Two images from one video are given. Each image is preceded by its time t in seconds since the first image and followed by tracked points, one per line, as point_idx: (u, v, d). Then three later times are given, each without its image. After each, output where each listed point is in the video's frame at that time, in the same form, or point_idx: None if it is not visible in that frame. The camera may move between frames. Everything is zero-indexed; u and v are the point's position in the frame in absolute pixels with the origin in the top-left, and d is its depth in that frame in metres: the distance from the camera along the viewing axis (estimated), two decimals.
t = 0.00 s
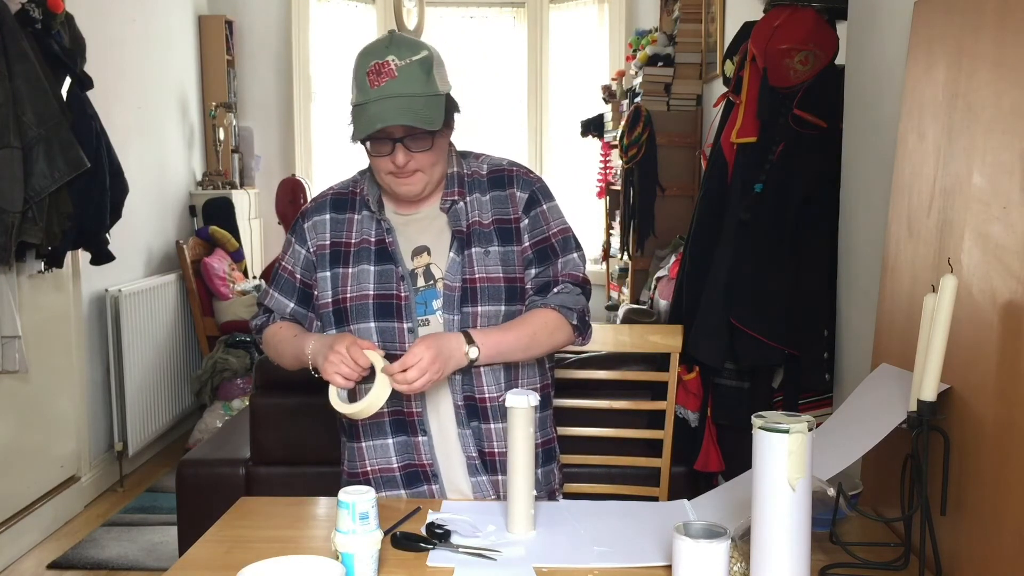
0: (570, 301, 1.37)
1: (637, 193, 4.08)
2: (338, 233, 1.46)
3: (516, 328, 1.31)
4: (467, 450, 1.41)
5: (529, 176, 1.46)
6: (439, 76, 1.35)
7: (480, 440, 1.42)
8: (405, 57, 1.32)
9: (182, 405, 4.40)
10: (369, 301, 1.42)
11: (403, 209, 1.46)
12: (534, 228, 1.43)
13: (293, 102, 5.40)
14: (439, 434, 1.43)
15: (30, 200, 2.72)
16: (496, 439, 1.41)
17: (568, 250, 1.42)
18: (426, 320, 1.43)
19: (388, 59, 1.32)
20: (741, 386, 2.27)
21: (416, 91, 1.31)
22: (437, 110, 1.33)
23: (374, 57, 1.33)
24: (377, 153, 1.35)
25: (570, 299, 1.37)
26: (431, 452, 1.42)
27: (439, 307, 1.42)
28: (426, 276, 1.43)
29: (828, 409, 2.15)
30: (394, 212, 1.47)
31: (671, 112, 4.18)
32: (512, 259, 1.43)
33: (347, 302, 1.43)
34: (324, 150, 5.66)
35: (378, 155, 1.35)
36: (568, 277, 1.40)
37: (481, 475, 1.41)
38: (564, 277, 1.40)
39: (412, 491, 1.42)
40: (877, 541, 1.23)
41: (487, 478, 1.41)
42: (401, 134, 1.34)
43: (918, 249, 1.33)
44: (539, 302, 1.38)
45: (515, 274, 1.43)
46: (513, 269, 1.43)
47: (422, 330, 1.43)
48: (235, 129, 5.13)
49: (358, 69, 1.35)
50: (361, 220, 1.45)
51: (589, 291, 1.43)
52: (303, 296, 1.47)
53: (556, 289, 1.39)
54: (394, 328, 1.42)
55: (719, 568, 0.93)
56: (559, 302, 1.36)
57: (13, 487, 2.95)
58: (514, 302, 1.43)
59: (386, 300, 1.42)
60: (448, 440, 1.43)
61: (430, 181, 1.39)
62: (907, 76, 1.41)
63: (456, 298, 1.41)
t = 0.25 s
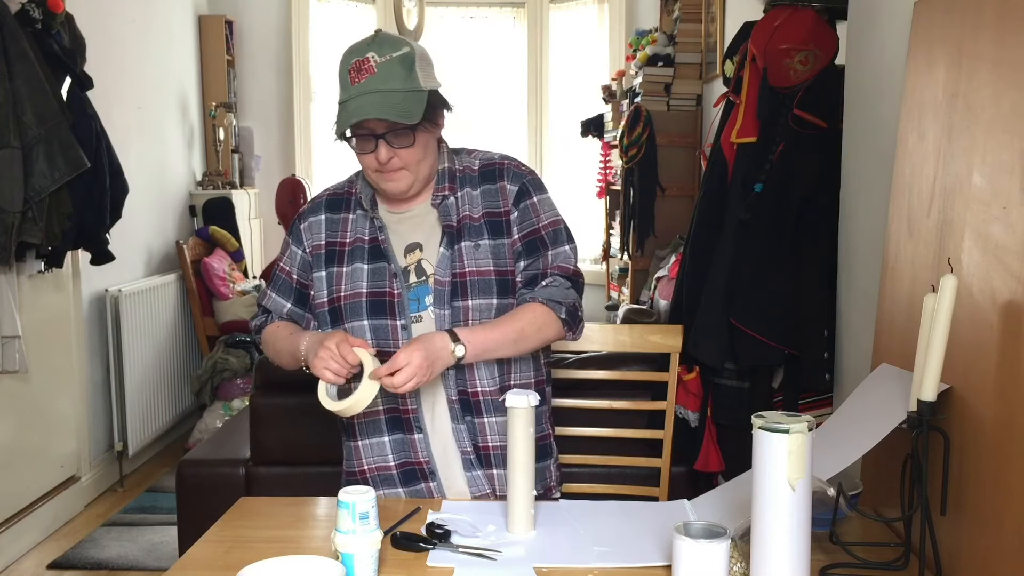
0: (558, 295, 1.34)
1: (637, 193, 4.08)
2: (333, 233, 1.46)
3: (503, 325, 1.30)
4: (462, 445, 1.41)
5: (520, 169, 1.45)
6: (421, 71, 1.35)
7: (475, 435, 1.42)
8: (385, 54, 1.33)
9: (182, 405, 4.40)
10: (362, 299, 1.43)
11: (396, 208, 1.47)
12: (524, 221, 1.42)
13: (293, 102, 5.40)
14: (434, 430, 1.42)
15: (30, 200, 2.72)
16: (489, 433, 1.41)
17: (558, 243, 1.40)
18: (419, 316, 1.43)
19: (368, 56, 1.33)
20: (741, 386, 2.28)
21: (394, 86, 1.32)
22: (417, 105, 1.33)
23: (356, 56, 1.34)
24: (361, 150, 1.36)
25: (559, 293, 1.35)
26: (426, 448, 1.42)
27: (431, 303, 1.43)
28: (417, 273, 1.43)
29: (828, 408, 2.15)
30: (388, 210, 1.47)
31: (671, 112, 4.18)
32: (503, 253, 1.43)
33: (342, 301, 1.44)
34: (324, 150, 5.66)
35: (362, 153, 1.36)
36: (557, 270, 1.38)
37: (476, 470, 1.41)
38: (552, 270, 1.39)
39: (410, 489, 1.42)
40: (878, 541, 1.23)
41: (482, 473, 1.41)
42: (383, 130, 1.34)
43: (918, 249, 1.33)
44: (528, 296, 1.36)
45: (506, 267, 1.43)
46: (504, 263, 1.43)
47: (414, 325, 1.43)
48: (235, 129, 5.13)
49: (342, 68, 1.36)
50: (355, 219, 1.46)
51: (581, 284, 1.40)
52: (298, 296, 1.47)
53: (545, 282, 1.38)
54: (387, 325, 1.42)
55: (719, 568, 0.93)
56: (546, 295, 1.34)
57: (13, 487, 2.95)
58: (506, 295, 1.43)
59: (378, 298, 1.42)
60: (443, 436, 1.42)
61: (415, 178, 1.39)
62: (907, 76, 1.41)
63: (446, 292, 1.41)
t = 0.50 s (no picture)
0: (547, 280, 1.33)
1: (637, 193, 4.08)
2: (330, 234, 1.47)
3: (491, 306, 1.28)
4: (460, 442, 1.41)
5: (510, 162, 1.45)
6: (405, 70, 1.34)
7: (473, 431, 1.42)
8: (367, 55, 1.34)
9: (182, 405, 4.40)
10: (358, 299, 1.43)
11: (390, 209, 1.46)
12: (513, 212, 1.41)
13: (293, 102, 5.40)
14: (433, 427, 1.43)
15: (30, 200, 2.72)
16: (488, 428, 1.41)
17: (547, 233, 1.39)
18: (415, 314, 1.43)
19: (351, 57, 1.34)
20: (741, 386, 2.28)
21: (376, 85, 1.32)
22: (400, 103, 1.32)
23: (339, 58, 1.35)
24: (348, 151, 1.36)
25: (549, 278, 1.33)
26: (426, 447, 1.42)
27: (426, 300, 1.42)
28: (412, 271, 1.44)
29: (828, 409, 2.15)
30: (383, 211, 1.47)
31: (671, 112, 4.18)
32: (494, 247, 1.42)
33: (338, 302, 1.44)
34: (324, 149, 5.66)
35: (349, 153, 1.35)
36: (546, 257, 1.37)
37: (474, 466, 1.41)
38: (542, 258, 1.37)
39: (411, 488, 1.42)
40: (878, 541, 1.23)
41: (481, 469, 1.41)
42: (368, 130, 1.33)
43: (918, 249, 1.33)
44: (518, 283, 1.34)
45: (499, 261, 1.42)
46: (496, 256, 1.42)
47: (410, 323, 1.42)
48: (235, 129, 5.13)
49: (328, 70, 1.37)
50: (351, 220, 1.46)
51: (573, 271, 1.38)
52: (293, 296, 1.48)
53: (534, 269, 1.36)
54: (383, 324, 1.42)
55: (719, 568, 0.93)
56: (535, 281, 1.32)
57: (13, 487, 2.95)
58: (499, 289, 1.42)
59: (374, 297, 1.42)
60: (441, 433, 1.42)
61: (404, 177, 1.38)
62: (907, 76, 1.41)
63: (439, 288, 1.41)
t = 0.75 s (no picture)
0: (546, 275, 1.32)
1: (637, 193, 4.08)
2: (327, 235, 1.47)
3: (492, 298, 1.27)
4: (459, 440, 1.41)
5: (508, 160, 1.45)
6: (394, 67, 1.34)
7: (472, 429, 1.42)
8: (356, 54, 1.34)
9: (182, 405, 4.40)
10: (356, 298, 1.42)
11: (388, 209, 1.46)
12: (510, 210, 1.41)
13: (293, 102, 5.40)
14: (432, 426, 1.43)
15: (30, 200, 2.72)
16: (488, 426, 1.41)
17: (544, 230, 1.38)
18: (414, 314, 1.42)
19: (340, 57, 1.34)
20: (741, 386, 2.28)
21: (365, 83, 1.32)
22: (389, 100, 1.32)
23: (329, 59, 1.36)
24: (340, 150, 1.36)
25: (548, 273, 1.33)
26: (425, 447, 1.42)
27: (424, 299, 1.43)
28: (411, 270, 1.44)
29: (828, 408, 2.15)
30: (381, 211, 1.47)
31: (671, 112, 4.18)
32: (492, 245, 1.43)
33: (336, 301, 1.44)
34: (324, 149, 5.66)
35: (341, 153, 1.35)
36: (544, 253, 1.37)
37: (473, 465, 1.41)
38: (541, 254, 1.37)
39: (411, 488, 1.42)
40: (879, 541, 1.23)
41: (480, 468, 1.41)
42: (358, 129, 1.33)
43: (918, 249, 1.33)
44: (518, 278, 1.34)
45: (497, 259, 1.42)
46: (494, 254, 1.42)
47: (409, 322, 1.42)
48: (235, 129, 5.13)
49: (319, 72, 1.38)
50: (349, 220, 1.46)
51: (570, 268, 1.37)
52: (280, 293, 1.48)
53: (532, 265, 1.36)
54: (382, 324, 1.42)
55: (719, 568, 0.93)
56: (535, 276, 1.32)
57: (13, 487, 2.95)
58: (497, 288, 1.42)
59: (373, 296, 1.42)
60: (440, 432, 1.43)
61: (397, 175, 1.38)
62: (907, 76, 1.41)
63: (438, 288, 1.42)
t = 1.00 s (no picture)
0: (555, 276, 1.33)
1: (637, 193, 4.07)
2: (327, 232, 1.47)
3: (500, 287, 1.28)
4: (456, 443, 1.41)
5: (510, 162, 1.45)
6: (391, 63, 1.34)
7: (469, 432, 1.42)
8: (355, 49, 1.35)
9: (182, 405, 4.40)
10: (355, 297, 1.43)
11: (388, 207, 1.46)
12: (514, 212, 1.41)
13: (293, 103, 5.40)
14: (429, 427, 1.43)
15: (30, 200, 2.72)
16: (485, 429, 1.41)
17: (549, 234, 1.39)
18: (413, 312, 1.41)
19: (339, 52, 1.35)
20: (741, 386, 2.28)
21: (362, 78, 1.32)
22: (386, 95, 1.32)
23: (329, 54, 1.37)
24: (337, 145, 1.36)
25: (555, 275, 1.33)
26: (421, 446, 1.42)
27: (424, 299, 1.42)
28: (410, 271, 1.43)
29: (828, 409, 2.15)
30: (381, 209, 1.47)
31: (671, 112, 4.18)
32: (493, 247, 1.43)
33: (335, 298, 1.44)
34: (324, 149, 5.66)
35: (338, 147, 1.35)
36: (549, 255, 1.37)
37: (471, 467, 1.41)
38: (548, 256, 1.37)
39: (406, 487, 1.42)
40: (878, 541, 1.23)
41: (478, 470, 1.41)
42: (354, 122, 1.33)
43: (918, 249, 1.33)
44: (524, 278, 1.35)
45: (498, 261, 1.42)
46: (495, 257, 1.43)
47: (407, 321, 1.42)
48: (235, 129, 5.13)
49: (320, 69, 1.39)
50: (348, 218, 1.46)
51: (578, 271, 1.38)
52: (276, 284, 1.48)
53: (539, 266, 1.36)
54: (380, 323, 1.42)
55: (719, 568, 0.93)
56: (544, 277, 1.33)
57: (13, 487, 2.95)
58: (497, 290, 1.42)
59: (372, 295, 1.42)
60: (437, 432, 1.42)
61: (393, 171, 1.37)
62: (907, 76, 1.41)
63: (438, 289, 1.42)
